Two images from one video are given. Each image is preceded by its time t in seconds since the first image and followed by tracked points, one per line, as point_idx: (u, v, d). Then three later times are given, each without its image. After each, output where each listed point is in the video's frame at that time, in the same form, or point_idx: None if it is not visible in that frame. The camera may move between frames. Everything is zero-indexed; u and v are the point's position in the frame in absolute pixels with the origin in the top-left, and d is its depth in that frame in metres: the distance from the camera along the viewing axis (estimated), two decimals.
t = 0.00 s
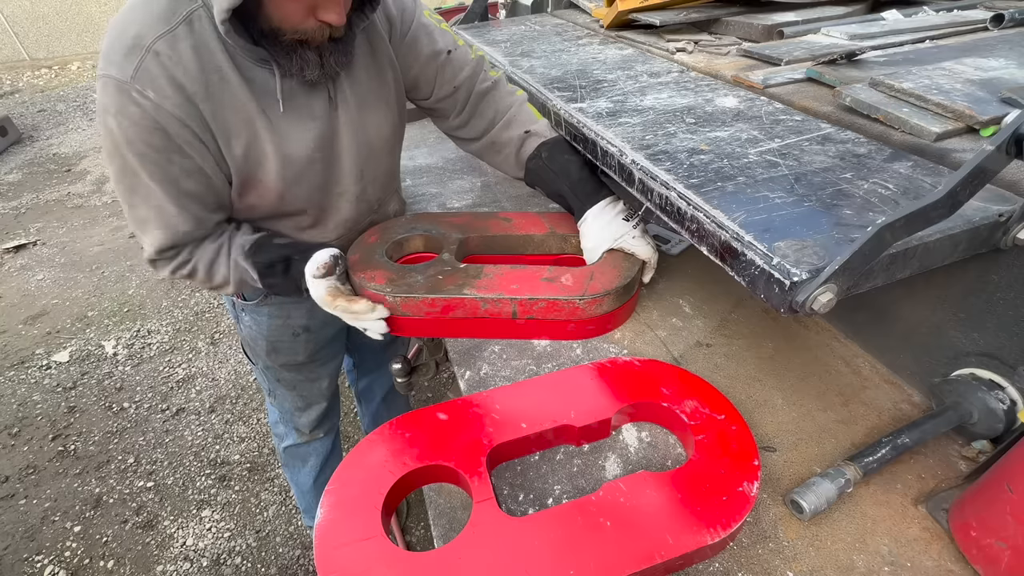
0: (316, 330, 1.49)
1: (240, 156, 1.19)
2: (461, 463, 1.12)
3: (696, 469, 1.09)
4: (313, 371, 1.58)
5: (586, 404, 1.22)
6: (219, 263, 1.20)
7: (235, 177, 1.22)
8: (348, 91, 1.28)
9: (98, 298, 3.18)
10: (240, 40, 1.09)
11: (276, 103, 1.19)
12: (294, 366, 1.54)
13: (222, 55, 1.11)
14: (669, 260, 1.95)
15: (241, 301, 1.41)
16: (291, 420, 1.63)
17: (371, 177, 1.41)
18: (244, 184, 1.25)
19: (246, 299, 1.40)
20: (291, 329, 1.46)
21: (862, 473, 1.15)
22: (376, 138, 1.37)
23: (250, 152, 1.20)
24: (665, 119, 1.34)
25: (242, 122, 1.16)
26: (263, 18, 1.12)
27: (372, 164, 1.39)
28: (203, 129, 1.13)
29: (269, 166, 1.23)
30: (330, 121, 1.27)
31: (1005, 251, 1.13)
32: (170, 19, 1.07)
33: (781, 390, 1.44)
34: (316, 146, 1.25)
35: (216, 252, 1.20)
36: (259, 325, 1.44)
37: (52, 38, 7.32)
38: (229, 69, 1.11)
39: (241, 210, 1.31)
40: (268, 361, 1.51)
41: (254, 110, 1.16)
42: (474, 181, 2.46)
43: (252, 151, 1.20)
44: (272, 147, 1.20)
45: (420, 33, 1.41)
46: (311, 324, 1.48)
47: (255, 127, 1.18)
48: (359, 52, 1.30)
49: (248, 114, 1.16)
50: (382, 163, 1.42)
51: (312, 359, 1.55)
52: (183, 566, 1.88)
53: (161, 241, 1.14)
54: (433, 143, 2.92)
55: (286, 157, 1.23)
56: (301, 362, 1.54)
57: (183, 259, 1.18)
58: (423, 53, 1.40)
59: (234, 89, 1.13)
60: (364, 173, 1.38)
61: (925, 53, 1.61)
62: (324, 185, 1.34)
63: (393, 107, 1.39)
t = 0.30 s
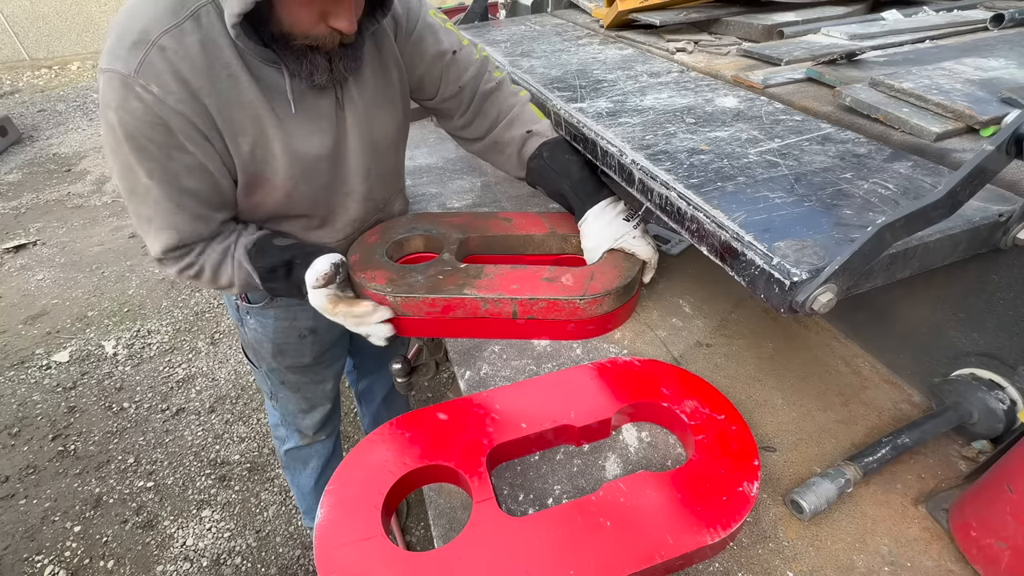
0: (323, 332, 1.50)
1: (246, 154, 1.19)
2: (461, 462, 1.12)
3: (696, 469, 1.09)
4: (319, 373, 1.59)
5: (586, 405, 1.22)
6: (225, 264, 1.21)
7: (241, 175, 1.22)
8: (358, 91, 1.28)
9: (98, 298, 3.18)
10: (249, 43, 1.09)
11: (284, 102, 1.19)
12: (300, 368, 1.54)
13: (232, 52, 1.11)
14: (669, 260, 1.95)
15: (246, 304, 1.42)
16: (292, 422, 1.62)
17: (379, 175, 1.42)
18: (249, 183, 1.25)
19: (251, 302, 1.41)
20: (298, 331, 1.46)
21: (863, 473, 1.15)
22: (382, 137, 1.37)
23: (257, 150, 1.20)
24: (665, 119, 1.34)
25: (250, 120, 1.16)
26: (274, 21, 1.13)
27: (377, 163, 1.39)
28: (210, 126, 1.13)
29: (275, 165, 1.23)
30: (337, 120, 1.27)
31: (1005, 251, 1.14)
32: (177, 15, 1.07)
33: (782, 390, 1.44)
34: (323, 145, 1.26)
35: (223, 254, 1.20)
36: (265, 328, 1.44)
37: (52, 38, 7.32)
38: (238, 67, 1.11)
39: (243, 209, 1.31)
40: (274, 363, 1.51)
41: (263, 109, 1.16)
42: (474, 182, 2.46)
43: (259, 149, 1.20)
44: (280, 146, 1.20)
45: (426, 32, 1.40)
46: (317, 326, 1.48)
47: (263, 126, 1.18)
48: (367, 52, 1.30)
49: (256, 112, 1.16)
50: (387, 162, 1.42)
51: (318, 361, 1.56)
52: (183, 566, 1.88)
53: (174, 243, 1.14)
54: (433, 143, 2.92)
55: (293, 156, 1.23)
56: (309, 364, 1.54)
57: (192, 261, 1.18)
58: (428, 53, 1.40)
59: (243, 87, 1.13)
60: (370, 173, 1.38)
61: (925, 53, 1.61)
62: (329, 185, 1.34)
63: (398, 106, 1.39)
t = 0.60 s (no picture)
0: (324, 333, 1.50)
1: (243, 155, 1.19)
2: (461, 462, 1.12)
3: (696, 469, 1.09)
4: (319, 375, 1.59)
5: (586, 404, 1.22)
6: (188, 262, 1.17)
7: (235, 176, 1.22)
8: (359, 93, 1.28)
9: (98, 298, 3.18)
10: (248, 42, 1.09)
11: (283, 103, 1.19)
12: (300, 369, 1.54)
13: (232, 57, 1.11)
14: (669, 260, 1.95)
15: (247, 306, 1.41)
16: (293, 422, 1.63)
17: (379, 175, 1.41)
18: (247, 184, 1.25)
19: (251, 304, 1.41)
20: (298, 334, 1.46)
21: (863, 473, 1.15)
22: (382, 138, 1.37)
23: (254, 152, 1.20)
24: (665, 119, 1.34)
25: (247, 121, 1.16)
26: (271, 21, 1.13)
27: (377, 164, 1.39)
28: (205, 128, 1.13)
29: (274, 166, 1.23)
30: (337, 122, 1.27)
31: (1005, 251, 1.13)
32: (179, 16, 1.07)
33: (781, 390, 1.44)
34: (322, 147, 1.26)
35: (188, 250, 1.17)
36: (266, 330, 1.44)
37: (52, 38, 7.32)
38: (236, 68, 1.11)
39: (238, 209, 1.31)
40: (274, 365, 1.51)
41: (261, 111, 1.16)
42: (474, 181, 2.47)
43: (257, 150, 1.20)
44: (278, 147, 1.20)
45: (427, 31, 1.40)
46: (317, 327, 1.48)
47: (261, 127, 1.18)
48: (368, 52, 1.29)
49: (254, 114, 1.16)
50: (387, 163, 1.42)
51: (318, 364, 1.56)
52: (183, 566, 1.88)
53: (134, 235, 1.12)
54: (434, 143, 2.92)
55: (292, 157, 1.22)
56: (308, 366, 1.54)
57: (151, 254, 1.16)
58: (430, 53, 1.40)
59: (241, 89, 1.13)
60: (370, 173, 1.37)
61: (925, 52, 1.61)
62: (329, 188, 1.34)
63: (399, 106, 1.38)
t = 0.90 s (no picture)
0: (318, 336, 1.49)
1: (232, 153, 1.19)
2: (461, 463, 1.12)
3: (696, 469, 1.09)
4: (313, 377, 1.58)
5: (586, 404, 1.22)
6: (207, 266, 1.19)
7: (224, 174, 1.21)
8: (352, 93, 1.28)
9: (98, 298, 3.18)
10: (240, 41, 1.09)
11: (274, 102, 1.19)
12: (295, 371, 1.54)
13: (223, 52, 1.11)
14: (669, 260, 1.95)
15: (242, 307, 1.42)
16: (292, 424, 1.63)
17: (373, 176, 1.41)
18: (239, 184, 1.25)
19: (247, 305, 1.42)
20: (292, 336, 1.46)
21: (863, 473, 1.15)
22: (376, 138, 1.36)
23: (244, 149, 1.20)
24: (665, 119, 1.34)
25: (238, 118, 1.16)
26: (264, 21, 1.13)
27: (372, 164, 1.39)
28: (198, 121, 1.13)
29: (264, 165, 1.23)
30: (329, 121, 1.27)
31: (1005, 251, 1.13)
32: (168, 10, 1.07)
33: (782, 390, 1.44)
34: (314, 146, 1.25)
35: (206, 254, 1.19)
36: (260, 331, 1.45)
37: (52, 38, 7.32)
38: (227, 64, 1.11)
39: (232, 209, 1.31)
40: (269, 366, 1.52)
41: (252, 109, 1.16)
42: (474, 181, 2.47)
43: (247, 148, 1.20)
44: (269, 145, 1.20)
45: (426, 31, 1.40)
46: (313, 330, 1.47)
47: (251, 125, 1.18)
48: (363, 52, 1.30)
49: (244, 111, 1.16)
50: (382, 164, 1.42)
51: (313, 365, 1.55)
52: (183, 566, 1.88)
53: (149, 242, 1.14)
54: (434, 143, 2.92)
55: (284, 157, 1.22)
56: (302, 368, 1.54)
57: (166, 259, 1.17)
58: (429, 53, 1.40)
59: (232, 85, 1.13)
60: (364, 174, 1.37)
61: (925, 53, 1.61)
62: (321, 188, 1.33)
63: (394, 107, 1.38)
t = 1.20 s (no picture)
0: (325, 340, 1.50)
1: (239, 155, 1.19)
2: (461, 463, 1.12)
3: (696, 469, 1.09)
4: (320, 382, 1.58)
5: (586, 404, 1.22)
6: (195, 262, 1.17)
7: (232, 178, 1.22)
8: (359, 93, 1.28)
9: (98, 298, 3.18)
10: (249, 40, 1.09)
11: (282, 102, 1.19)
12: (302, 376, 1.54)
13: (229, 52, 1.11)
14: (669, 260, 1.95)
15: (248, 312, 1.42)
16: (295, 427, 1.62)
17: (380, 177, 1.41)
18: (245, 186, 1.25)
19: (253, 310, 1.42)
20: (300, 340, 1.47)
21: (862, 473, 1.15)
22: (383, 139, 1.36)
23: (251, 151, 1.20)
24: (665, 119, 1.34)
25: (245, 120, 1.16)
26: (276, 19, 1.12)
27: (378, 165, 1.39)
28: (203, 125, 1.13)
29: (271, 167, 1.23)
30: (337, 121, 1.27)
31: (1005, 251, 1.13)
32: (173, 11, 1.07)
33: (782, 391, 1.44)
34: (321, 147, 1.25)
35: (194, 250, 1.17)
36: (267, 336, 1.45)
37: (52, 38, 7.32)
38: (233, 65, 1.11)
39: (238, 212, 1.31)
40: (276, 371, 1.51)
41: (259, 110, 1.16)
42: (474, 181, 2.47)
43: (255, 150, 1.20)
44: (275, 147, 1.20)
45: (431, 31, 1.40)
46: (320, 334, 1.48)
47: (259, 126, 1.18)
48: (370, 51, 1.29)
49: (252, 113, 1.16)
50: (388, 164, 1.42)
51: (320, 370, 1.56)
52: (183, 566, 1.88)
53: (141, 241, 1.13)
54: (434, 143, 2.92)
55: (291, 158, 1.22)
56: (310, 372, 1.54)
57: (156, 257, 1.16)
58: (434, 53, 1.40)
59: (238, 86, 1.13)
60: (371, 175, 1.37)
61: (925, 53, 1.61)
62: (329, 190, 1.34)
63: (399, 107, 1.38)
